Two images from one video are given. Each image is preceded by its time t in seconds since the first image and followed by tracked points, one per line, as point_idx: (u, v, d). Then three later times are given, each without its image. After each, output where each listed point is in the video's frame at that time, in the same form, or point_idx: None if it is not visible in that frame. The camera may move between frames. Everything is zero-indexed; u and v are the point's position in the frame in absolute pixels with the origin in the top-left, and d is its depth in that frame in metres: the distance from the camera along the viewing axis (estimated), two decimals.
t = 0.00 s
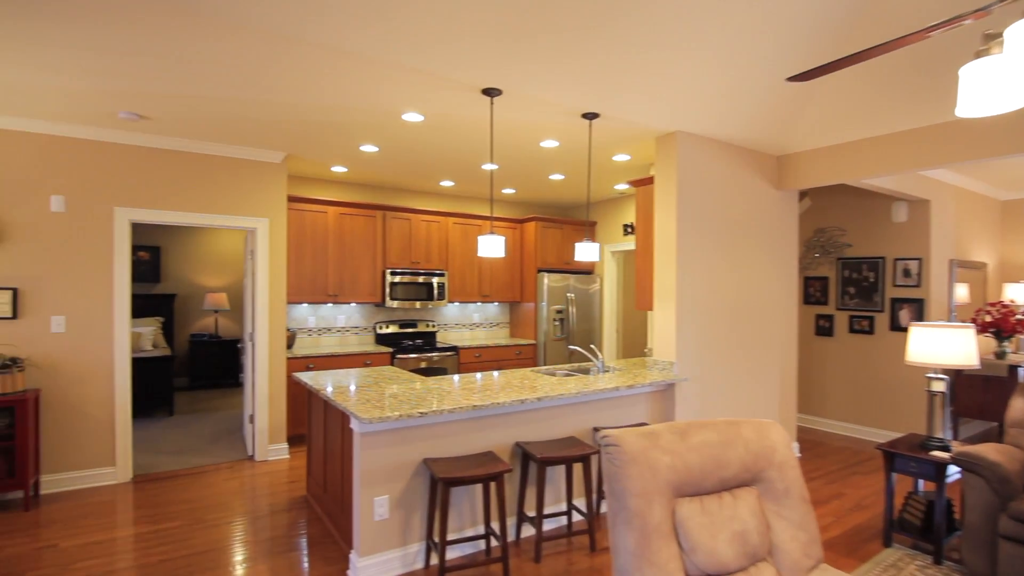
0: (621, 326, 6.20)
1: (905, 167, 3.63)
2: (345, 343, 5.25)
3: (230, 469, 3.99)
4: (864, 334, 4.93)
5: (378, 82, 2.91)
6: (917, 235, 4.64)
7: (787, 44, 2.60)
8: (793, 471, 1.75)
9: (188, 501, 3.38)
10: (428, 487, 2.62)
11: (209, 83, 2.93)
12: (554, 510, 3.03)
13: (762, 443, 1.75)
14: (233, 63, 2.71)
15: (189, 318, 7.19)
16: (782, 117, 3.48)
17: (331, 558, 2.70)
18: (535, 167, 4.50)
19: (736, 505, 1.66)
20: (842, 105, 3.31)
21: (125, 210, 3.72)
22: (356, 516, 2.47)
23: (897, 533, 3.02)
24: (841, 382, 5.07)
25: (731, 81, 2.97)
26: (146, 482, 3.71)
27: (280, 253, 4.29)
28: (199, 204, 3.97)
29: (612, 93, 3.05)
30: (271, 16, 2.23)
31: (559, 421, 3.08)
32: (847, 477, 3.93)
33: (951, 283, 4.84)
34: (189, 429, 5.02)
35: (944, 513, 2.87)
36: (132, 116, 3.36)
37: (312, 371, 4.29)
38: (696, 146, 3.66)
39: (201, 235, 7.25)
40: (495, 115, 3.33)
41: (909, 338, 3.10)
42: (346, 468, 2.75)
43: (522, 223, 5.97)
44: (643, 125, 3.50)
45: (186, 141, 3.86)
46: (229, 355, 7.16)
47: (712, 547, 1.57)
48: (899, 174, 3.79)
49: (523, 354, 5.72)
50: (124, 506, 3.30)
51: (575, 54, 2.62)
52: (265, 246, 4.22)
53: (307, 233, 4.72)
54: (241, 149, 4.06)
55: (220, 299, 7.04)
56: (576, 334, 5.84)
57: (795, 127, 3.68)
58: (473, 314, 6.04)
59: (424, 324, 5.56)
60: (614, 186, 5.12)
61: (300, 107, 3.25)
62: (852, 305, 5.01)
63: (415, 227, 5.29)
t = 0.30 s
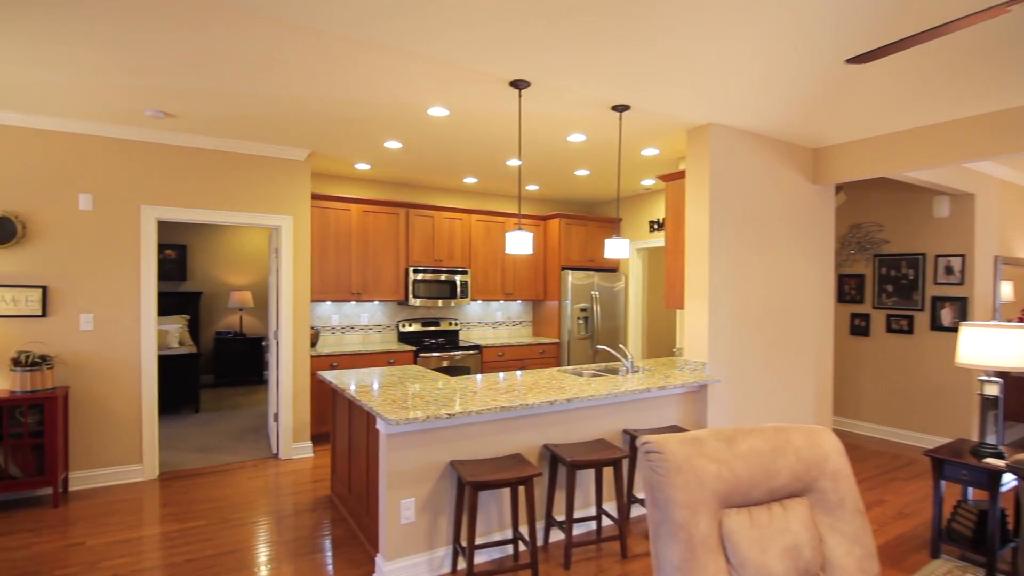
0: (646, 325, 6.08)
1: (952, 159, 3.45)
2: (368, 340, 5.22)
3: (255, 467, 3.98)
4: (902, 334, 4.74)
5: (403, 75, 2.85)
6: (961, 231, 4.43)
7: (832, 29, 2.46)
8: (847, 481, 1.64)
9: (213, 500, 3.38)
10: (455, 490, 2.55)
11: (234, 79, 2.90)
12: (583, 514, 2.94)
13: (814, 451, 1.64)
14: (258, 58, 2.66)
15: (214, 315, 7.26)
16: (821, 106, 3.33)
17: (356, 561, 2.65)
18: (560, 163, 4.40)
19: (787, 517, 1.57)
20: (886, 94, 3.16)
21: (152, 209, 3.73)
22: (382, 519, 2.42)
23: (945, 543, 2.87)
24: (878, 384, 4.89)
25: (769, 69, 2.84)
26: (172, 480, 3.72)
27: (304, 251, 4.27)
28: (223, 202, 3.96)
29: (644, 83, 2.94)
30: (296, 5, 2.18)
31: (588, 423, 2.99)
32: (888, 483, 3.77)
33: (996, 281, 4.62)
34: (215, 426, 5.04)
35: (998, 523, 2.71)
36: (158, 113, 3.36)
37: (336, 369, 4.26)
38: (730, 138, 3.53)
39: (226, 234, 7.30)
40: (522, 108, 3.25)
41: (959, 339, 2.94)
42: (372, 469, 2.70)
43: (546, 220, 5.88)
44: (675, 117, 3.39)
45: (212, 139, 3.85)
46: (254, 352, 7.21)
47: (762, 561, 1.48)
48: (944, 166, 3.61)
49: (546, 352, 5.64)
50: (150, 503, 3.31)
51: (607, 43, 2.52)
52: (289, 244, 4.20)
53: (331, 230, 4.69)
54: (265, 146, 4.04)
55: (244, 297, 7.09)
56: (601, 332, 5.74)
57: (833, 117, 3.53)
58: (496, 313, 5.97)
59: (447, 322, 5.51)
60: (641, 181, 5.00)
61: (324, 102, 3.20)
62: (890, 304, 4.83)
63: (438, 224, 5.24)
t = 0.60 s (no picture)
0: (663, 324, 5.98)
1: (988, 151, 3.31)
2: (381, 339, 5.17)
3: (268, 467, 3.94)
4: (929, 333, 4.60)
5: (419, 68, 2.77)
6: (992, 226, 4.26)
7: (867, 15, 2.35)
8: (895, 491, 1.54)
9: (227, 501, 3.33)
10: (473, 495, 2.47)
11: (246, 74, 2.84)
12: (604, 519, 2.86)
13: (858, 459, 1.55)
14: (271, 52, 2.60)
15: (228, 314, 7.25)
16: (850, 96, 3.21)
17: (371, 566, 2.58)
18: (577, 158, 4.31)
19: (831, 530, 1.47)
20: (920, 83, 3.03)
21: (164, 206, 3.69)
22: (399, 524, 2.35)
23: (984, 552, 2.75)
24: (904, 384, 4.75)
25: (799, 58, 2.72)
26: (185, 480, 3.69)
27: (317, 249, 4.22)
28: (236, 199, 3.91)
29: (667, 74, 2.84)
30: None
31: (609, 425, 2.91)
32: (918, 488, 3.64)
33: None
34: (228, 425, 5.01)
35: None
36: (170, 110, 3.31)
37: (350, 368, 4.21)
38: (753, 131, 3.42)
39: (238, 232, 7.28)
40: (540, 100, 3.16)
41: (997, 339, 2.81)
42: (387, 472, 2.64)
43: (561, 217, 5.79)
44: (697, 109, 3.28)
45: (224, 136, 3.80)
46: (267, 351, 7.19)
47: None
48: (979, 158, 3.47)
49: (562, 351, 5.56)
50: (164, 504, 3.27)
51: (631, 32, 2.42)
52: (302, 242, 4.15)
53: (344, 228, 4.64)
54: (278, 143, 3.98)
55: (257, 295, 7.06)
56: (617, 331, 5.64)
57: (863, 108, 3.40)
58: (510, 311, 5.89)
59: (461, 321, 5.45)
60: (659, 176, 4.89)
61: (338, 97, 3.14)
62: (917, 302, 4.68)
63: (452, 221, 5.17)
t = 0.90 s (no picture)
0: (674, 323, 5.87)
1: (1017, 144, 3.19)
2: (388, 339, 5.09)
3: (275, 470, 3.86)
4: (950, 332, 4.49)
5: (429, 59, 2.67)
6: (1017, 222, 4.13)
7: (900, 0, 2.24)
8: (942, 504, 1.44)
9: (232, 505, 3.25)
10: (486, 501, 2.38)
11: (251, 66, 2.76)
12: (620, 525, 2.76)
13: (903, 470, 1.45)
14: (276, 43, 2.51)
15: (233, 313, 7.19)
16: (874, 87, 3.09)
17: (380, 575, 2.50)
18: (589, 152, 4.20)
19: (877, 547, 1.37)
20: (949, 72, 2.91)
21: (168, 204, 3.62)
22: (410, 532, 2.26)
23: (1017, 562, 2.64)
24: (924, 385, 4.63)
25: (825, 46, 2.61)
26: (190, 483, 3.61)
27: (324, 247, 4.13)
28: (241, 197, 3.84)
29: (687, 64, 2.73)
30: None
31: (625, 429, 2.82)
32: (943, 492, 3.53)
33: None
34: (233, 426, 4.94)
35: None
36: (174, 104, 3.23)
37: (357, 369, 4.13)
38: (773, 125, 3.31)
39: (243, 231, 7.22)
40: (553, 93, 3.06)
41: None
42: (397, 477, 2.55)
43: (570, 215, 5.69)
44: (716, 101, 3.17)
45: (228, 132, 3.72)
46: (272, 350, 7.12)
47: None
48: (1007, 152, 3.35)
49: (571, 351, 5.46)
50: (168, 508, 3.20)
51: (651, 20, 2.32)
52: (309, 239, 4.07)
53: (350, 225, 4.55)
54: (284, 138, 3.90)
55: (263, 294, 6.99)
56: (627, 331, 5.54)
57: (887, 100, 3.28)
58: (518, 310, 5.79)
59: (469, 320, 5.36)
60: (671, 172, 4.79)
61: (345, 90, 3.05)
62: (938, 301, 4.56)
63: (460, 219, 5.08)
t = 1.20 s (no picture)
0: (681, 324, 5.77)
1: None
2: (392, 340, 5.00)
3: (276, 474, 3.77)
4: (965, 333, 4.39)
5: (435, 51, 2.58)
6: None
7: None
8: (992, 519, 1.34)
9: (232, 512, 3.16)
10: (497, 511, 2.29)
11: (250, 59, 2.66)
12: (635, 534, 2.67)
13: (950, 483, 1.36)
14: (277, 34, 2.41)
15: (233, 313, 7.09)
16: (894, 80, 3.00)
17: None
18: (597, 148, 4.10)
19: (924, 567, 1.28)
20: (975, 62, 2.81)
21: (166, 202, 3.53)
22: (418, 544, 2.17)
23: None
24: (938, 386, 4.54)
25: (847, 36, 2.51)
26: (189, 489, 3.52)
27: (327, 246, 4.05)
28: (241, 195, 3.74)
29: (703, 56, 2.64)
30: None
31: (639, 434, 2.73)
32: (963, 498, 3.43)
33: None
34: (234, 429, 4.85)
35: None
36: (172, 99, 3.14)
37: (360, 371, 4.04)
38: (789, 120, 3.22)
39: (244, 230, 7.12)
40: (563, 87, 2.97)
41: None
42: (404, 485, 2.46)
43: (575, 213, 5.59)
44: (731, 95, 3.08)
45: (228, 128, 3.63)
46: (273, 351, 7.03)
47: None
48: None
49: (578, 352, 5.37)
50: (167, 515, 3.11)
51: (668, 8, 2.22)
52: (311, 239, 3.98)
53: (353, 225, 4.46)
54: (285, 135, 3.81)
55: (264, 294, 6.90)
56: (634, 331, 5.44)
57: (906, 93, 3.18)
58: (524, 310, 5.70)
59: (473, 321, 5.27)
60: (680, 170, 4.70)
61: (347, 84, 2.95)
62: (952, 301, 4.47)
63: (464, 218, 4.99)
